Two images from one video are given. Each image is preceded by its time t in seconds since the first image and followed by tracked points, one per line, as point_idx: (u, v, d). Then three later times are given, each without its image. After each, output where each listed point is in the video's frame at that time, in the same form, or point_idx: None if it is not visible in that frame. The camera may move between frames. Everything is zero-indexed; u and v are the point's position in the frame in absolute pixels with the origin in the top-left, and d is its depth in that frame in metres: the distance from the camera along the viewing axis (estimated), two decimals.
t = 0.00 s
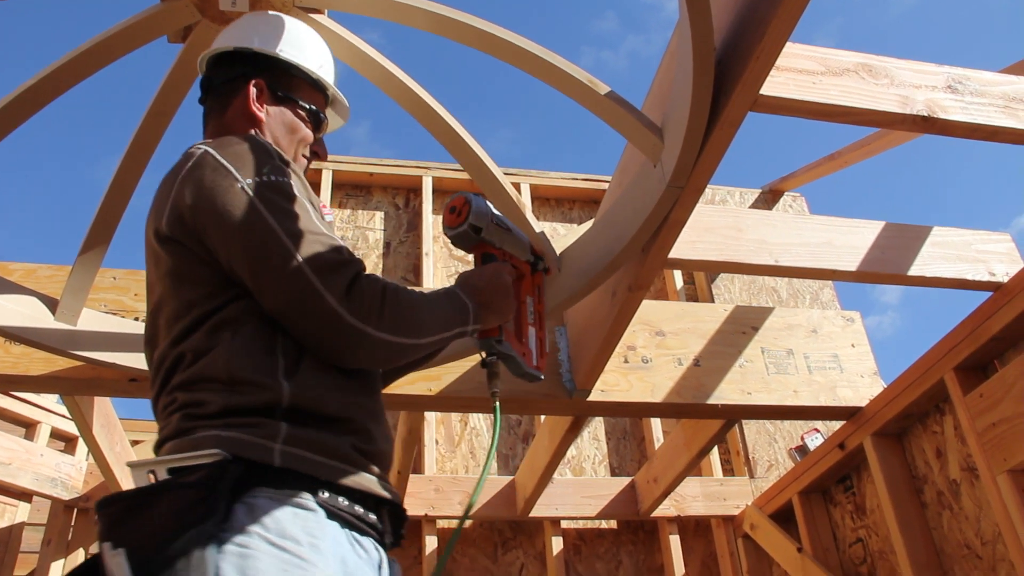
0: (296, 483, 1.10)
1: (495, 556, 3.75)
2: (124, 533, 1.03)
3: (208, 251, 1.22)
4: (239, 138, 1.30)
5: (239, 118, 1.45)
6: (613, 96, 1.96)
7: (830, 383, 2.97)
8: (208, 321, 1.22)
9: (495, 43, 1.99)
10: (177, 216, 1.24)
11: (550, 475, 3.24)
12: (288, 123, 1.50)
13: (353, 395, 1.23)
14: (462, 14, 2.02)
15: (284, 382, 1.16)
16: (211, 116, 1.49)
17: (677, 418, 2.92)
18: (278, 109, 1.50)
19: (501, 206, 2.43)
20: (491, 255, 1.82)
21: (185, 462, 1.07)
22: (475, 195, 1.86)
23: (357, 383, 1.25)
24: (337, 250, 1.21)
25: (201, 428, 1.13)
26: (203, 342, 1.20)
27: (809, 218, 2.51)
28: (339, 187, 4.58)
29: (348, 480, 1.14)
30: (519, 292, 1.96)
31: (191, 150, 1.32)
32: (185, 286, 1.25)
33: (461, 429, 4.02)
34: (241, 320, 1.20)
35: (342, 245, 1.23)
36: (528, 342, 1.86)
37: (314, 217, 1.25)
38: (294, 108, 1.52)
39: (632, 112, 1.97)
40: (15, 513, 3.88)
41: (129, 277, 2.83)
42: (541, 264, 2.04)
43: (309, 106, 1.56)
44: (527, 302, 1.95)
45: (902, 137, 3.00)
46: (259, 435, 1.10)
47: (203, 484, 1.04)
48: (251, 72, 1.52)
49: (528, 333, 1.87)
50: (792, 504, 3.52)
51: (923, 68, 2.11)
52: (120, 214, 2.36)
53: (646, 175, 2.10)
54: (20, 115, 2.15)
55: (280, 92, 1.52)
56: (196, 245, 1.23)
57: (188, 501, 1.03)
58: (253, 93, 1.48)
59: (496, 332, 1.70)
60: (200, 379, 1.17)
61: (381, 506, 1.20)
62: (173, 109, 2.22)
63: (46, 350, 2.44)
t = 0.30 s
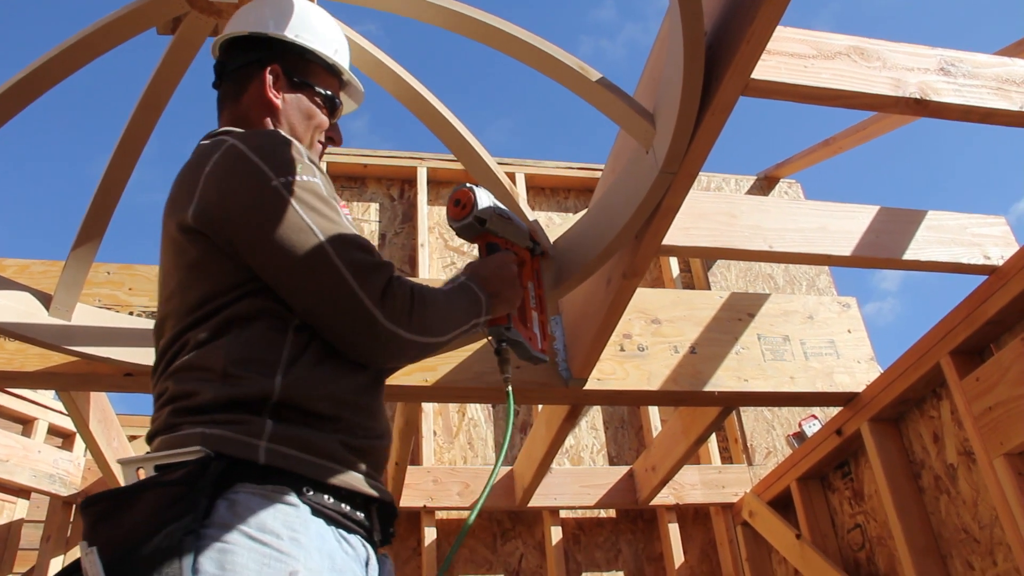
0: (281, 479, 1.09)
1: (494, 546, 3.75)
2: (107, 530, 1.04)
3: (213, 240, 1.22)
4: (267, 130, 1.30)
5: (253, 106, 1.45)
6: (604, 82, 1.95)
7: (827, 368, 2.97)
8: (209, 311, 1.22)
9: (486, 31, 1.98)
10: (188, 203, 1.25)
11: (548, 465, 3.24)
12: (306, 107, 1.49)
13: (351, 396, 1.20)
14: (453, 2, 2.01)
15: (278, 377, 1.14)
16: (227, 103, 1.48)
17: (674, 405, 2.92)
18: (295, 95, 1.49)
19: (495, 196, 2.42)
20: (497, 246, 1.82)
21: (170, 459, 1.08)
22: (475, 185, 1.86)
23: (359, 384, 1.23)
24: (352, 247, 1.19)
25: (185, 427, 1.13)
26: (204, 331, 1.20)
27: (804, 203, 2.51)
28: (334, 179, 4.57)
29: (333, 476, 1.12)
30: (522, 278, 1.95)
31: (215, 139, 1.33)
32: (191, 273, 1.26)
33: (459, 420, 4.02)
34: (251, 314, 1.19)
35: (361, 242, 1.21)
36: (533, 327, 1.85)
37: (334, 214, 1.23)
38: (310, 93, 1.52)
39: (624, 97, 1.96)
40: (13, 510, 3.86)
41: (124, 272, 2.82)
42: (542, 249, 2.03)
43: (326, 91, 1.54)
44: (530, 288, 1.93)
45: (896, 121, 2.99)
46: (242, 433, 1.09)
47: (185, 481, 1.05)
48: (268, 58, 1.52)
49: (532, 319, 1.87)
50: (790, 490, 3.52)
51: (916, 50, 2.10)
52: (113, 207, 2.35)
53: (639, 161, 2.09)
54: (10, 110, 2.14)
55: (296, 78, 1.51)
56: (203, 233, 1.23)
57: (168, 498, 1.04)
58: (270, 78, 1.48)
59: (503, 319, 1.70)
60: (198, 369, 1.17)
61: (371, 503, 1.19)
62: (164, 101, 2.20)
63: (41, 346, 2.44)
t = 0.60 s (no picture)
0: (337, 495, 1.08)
1: (498, 545, 3.75)
2: (178, 534, 1.01)
3: (259, 252, 1.20)
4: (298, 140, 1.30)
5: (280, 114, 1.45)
6: (598, 79, 1.95)
7: (829, 362, 2.96)
8: (254, 325, 1.20)
9: (480, 30, 1.98)
10: (229, 212, 1.23)
11: (550, 462, 3.24)
12: (332, 119, 1.48)
13: (394, 410, 1.20)
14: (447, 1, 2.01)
15: (330, 394, 1.13)
16: (251, 112, 1.48)
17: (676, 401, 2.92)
18: (318, 106, 1.48)
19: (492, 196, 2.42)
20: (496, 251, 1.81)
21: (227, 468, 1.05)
22: (475, 192, 1.86)
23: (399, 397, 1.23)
24: (394, 262, 1.21)
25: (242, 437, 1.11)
26: (250, 345, 1.18)
27: (802, 196, 2.50)
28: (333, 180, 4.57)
29: (383, 497, 1.12)
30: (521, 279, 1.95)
31: (247, 147, 1.31)
32: (233, 285, 1.23)
33: (461, 419, 4.03)
34: (297, 325, 1.18)
35: (398, 256, 1.22)
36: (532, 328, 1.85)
37: (372, 226, 1.24)
38: (335, 103, 1.51)
39: (618, 93, 1.96)
40: (17, 515, 3.90)
41: (123, 276, 2.83)
42: (541, 248, 2.02)
43: (348, 102, 1.53)
44: (529, 289, 1.93)
45: (894, 113, 2.98)
46: (304, 448, 1.08)
47: (253, 492, 1.03)
48: (293, 67, 1.52)
49: (531, 320, 1.87)
50: (794, 485, 3.51)
51: (910, 41, 2.10)
52: (110, 211, 2.35)
53: (634, 158, 2.09)
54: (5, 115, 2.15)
55: (320, 88, 1.50)
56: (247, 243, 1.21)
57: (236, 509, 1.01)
58: (296, 89, 1.47)
59: (505, 326, 1.73)
60: (244, 385, 1.16)
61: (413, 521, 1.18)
62: (159, 104, 2.21)
63: (41, 351, 2.44)
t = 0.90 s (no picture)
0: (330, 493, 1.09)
1: (506, 551, 3.75)
2: (175, 539, 1.04)
3: (258, 257, 1.21)
4: (302, 145, 1.31)
5: (286, 111, 1.46)
6: (613, 86, 1.95)
7: (839, 372, 2.96)
8: (250, 329, 1.21)
9: (494, 36, 1.99)
10: (230, 217, 1.23)
11: (559, 468, 3.24)
12: (339, 118, 1.50)
13: (386, 417, 1.21)
14: (462, 7, 2.02)
15: (325, 400, 1.14)
16: (257, 107, 1.50)
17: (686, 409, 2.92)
18: (326, 105, 1.49)
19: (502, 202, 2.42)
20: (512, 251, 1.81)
21: (222, 470, 1.06)
22: (495, 192, 1.86)
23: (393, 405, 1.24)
24: (395, 272, 1.21)
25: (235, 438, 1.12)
26: (246, 349, 1.19)
27: (814, 205, 2.50)
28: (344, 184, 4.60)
29: (374, 497, 1.13)
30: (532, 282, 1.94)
31: (251, 149, 1.32)
32: (230, 289, 1.23)
33: (470, 424, 4.03)
34: (292, 331, 1.19)
35: (399, 266, 1.23)
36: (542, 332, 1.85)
37: (372, 235, 1.24)
38: (342, 103, 1.52)
39: (632, 101, 1.96)
40: (28, 514, 3.96)
41: (135, 278, 2.85)
42: (553, 252, 2.03)
43: (356, 102, 1.54)
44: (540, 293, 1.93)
45: (907, 123, 2.98)
46: (298, 449, 1.09)
47: (247, 493, 1.04)
48: (302, 65, 1.53)
49: (540, 324, 1.87)
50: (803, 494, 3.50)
51: (925, 51, 2.10)
52: (124, 213, 2.37)
53: (647, 166, 2.09)
54: (23, 117, 2.17)
55: (329, 88, 1.51)
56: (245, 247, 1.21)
57: (232, 510, 1.03)
58: (305, 87, 1.48)
59: (515, 327, 1.72)
60: (239, 387, 1.16)
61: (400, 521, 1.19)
62: (175, 107, 2.22)
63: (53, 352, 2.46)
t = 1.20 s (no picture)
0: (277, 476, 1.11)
1: (504, 546, 3.76)
2: (118, 542, 1.04)
3: (220, 250, 1.22)
4: (283, 140, 1.31)
5: (285, 99, 1.47)
6: (612, 82, 1.96)
7: (837, 368, 2.96)
8: (210, 320, 1.22)
9: (493, 32, 1.99)
10: (198, 210, 1.24)
11: (558, 464, 3.25)
12: (339, 106, 1.51)
13: (341, 413, 1.21)
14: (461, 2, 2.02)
15: (274, 396, 1.15)
16: (257, 97, 1.50)
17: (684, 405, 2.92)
18: (326, 92, 1.50)
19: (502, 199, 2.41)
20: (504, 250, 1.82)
21: (166, 463, 1.09)
22: (488, 189, 1.86)
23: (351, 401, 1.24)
24: (362, 274, 1.21)
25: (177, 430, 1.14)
26: (205, 339, 1.21)
27: (813, 202, 2.50)
28: (344, 179, 4.60)
29: (319, 483, 1.14)
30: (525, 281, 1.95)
31: (232, 140, 1.33)
32: (194, 279, 1.25)
33: (469, 420, 4.04)
34: (249, 325, 1.20)
35: (370, 267, 1.22)
36: (535, 330, 1.86)
37: (345, 234, 1.24)
38: (342, 91, 1.53)
39: (630, 97, 1.96)
40: (27, 508, 3.95)
41: (134, 272, 2.85)
42: (549, 251, 2.03)
43: (356, 88, 1.54)
44: (534, 291, 1.93)
45: (907, 119, 2.98)
46: (239, 435, 1.11)
47: (188, 486, 1.05)
48: (302, 53, 1.53)
49: (533, 323, 1.86)
50: (801, 490, 3.51)
51: (925, 49, 2.10)
52: (123, 208, 2.37)
53: (646, 162, 2.09)
54: (21, 112, 2.17)
55: (329, 75, 1.52)
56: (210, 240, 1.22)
57: (174, 503, 1.04)
58: (303, 75, 1.49)
59: (505, 325, 1.73)
60: (191, 376, 1.18)
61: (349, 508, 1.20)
62: (174, 102, 2.22)
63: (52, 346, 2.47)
